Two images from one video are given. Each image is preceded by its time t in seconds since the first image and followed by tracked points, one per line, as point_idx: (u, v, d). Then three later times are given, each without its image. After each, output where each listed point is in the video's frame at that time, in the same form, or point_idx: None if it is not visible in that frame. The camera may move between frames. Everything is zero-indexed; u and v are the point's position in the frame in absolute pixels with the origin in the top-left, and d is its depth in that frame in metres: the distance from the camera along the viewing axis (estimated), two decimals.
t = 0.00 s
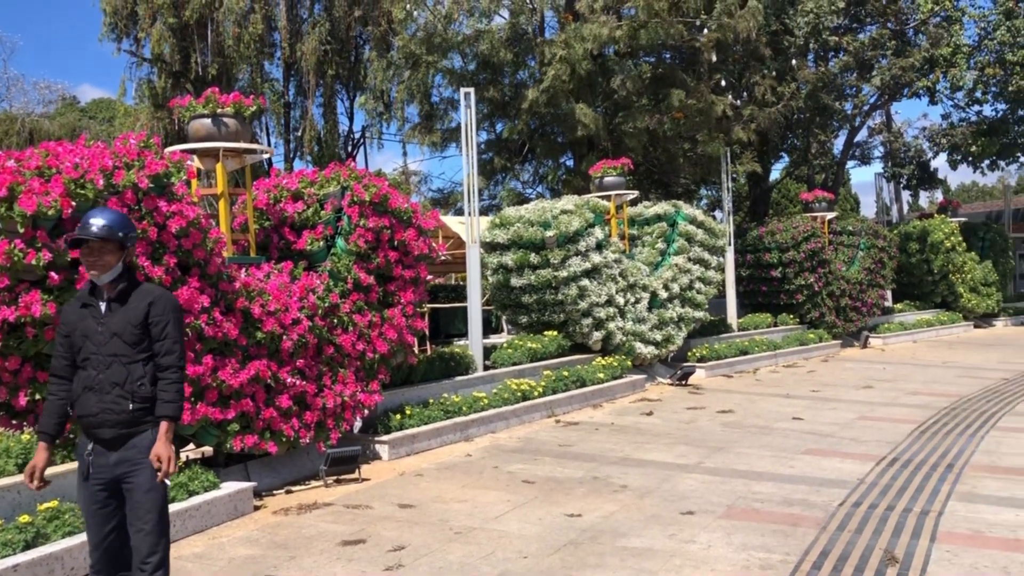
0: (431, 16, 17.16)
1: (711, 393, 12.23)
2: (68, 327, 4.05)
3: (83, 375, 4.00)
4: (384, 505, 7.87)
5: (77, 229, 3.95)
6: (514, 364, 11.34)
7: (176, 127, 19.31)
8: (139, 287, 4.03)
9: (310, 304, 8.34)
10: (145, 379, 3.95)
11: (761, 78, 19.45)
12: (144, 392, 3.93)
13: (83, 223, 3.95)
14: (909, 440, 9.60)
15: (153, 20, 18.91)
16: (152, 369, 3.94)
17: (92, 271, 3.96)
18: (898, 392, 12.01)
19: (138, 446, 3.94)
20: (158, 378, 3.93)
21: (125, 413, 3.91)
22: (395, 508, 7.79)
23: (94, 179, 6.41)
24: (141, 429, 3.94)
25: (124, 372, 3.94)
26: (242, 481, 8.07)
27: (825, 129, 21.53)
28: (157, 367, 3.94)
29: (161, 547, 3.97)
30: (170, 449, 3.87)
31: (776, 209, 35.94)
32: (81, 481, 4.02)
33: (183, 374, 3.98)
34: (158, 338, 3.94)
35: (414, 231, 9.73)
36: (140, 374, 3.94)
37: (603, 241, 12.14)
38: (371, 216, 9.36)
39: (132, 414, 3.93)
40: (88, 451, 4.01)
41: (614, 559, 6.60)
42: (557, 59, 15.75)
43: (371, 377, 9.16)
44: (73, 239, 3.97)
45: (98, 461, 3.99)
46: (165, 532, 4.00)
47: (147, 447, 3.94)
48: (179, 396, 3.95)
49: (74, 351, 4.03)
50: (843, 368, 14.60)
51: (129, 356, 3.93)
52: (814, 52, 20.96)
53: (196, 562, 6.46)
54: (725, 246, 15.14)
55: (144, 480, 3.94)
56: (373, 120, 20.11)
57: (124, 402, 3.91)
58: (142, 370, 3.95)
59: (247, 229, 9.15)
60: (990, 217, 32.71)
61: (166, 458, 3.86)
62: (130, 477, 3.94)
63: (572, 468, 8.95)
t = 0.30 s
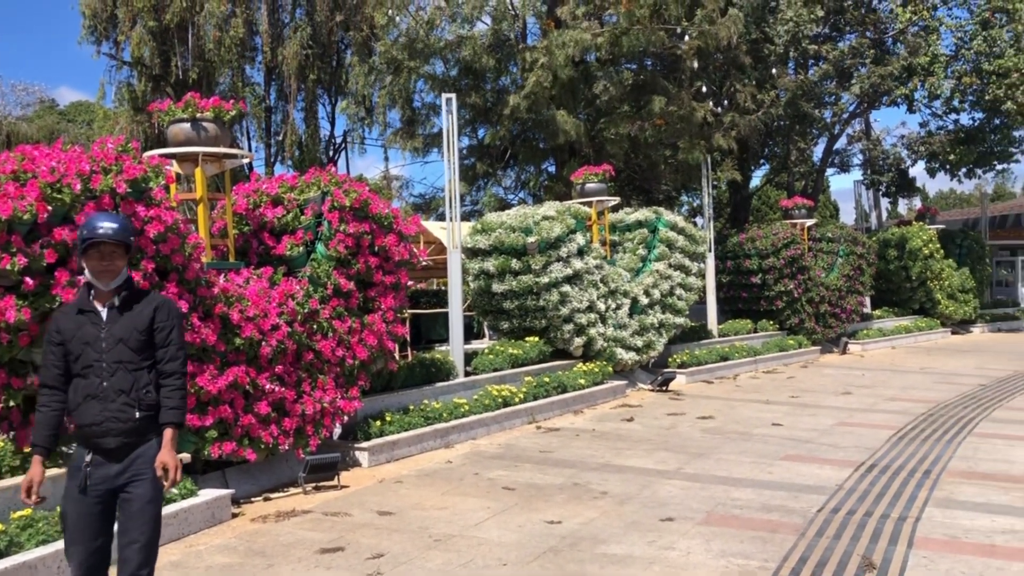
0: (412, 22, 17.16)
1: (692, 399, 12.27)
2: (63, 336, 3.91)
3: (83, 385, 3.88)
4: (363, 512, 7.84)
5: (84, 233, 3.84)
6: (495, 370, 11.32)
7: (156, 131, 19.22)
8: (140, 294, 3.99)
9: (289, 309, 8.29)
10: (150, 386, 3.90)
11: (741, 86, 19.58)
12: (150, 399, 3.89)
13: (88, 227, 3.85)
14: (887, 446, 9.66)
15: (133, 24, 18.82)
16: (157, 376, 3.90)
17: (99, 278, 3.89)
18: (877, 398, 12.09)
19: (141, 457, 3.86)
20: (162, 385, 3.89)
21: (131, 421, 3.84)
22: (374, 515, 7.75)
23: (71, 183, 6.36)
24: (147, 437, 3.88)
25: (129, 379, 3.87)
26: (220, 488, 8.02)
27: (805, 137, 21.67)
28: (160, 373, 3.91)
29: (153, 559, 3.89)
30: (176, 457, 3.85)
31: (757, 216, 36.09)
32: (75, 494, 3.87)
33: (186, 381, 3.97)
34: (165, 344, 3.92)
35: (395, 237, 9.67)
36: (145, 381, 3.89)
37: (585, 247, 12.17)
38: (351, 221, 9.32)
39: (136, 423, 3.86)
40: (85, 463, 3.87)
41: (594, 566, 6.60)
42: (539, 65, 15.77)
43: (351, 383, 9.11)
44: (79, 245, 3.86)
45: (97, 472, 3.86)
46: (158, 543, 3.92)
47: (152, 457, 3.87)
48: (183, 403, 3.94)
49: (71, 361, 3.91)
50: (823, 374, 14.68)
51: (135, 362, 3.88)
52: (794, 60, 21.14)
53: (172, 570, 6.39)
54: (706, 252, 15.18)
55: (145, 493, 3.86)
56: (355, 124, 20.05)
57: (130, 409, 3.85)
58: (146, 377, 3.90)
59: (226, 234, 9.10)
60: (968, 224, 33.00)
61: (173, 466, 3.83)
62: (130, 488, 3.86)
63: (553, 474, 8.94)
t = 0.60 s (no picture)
0: (390, 26, 17.13)
1: (667, 405, 12.31)
2: (61, 341, 3.75)
3: (84, 391, 3.75)
4: (337, 519, 7.78)
5: (85, 237, 3.76)
6: (471, 376, 11.29)
7: (130, 133, 19.03)
8: (139, 302, 3.99)
9: (263, 315, 8.20)
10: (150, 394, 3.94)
11: (718, 93, 19.71)
12: (152, 406, 3.92)
13: (92, 231, 3.75)
14: (860, 452, 9.74)
15: (107, 25, 18.63)
16: (158, 383, 3.96)
17: (104, 283, 3.81)
18: (850, 404, 12.18)
19: (142, 465, 3.87)
20: (163, 392, 3.96)
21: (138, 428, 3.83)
22: (348, 522, 7.70)
23: (42, 186, 6.21)
24: (150, 444, 3.90)
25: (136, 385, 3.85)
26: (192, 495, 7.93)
27: (780, 145, 21.84)
28: (162, 380, 3.99)
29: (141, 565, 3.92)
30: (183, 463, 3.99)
31: (732, 222, 36.27)
32: (69, 506, 3.71)
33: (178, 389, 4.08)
34: (168, 353, 4.00)
35: (371, 242, 9.66)
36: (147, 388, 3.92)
37: (562, 253, 12.19)
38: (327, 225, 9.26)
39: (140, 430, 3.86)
40: (82, 470, 3.73)
41: (569, 573, 6.58)
42: (517, 70, 15.76)
43: (326, 389, 9.05)
44: (79, 249, 3.76)
45: (96, 481, 3.75)
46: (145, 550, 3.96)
47: (151, 466, 3.92)
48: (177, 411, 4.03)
49: (67, 366, 3.76)
50: (796, 380, 14.78)
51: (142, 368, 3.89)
52: (770, 68, 21.24)
53: None
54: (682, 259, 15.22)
55: (142, 504, 3.88)
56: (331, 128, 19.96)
57: (139, 415, 3.84)
58: (149, 383, 3.93)
59: (200, 238, 9.03)
60: (940, 231, 33.43)
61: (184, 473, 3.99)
62: (129, 496, 3.83)
63: (528, 481, 8.92)
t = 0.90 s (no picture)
0: (362, 30, 17.07)
1: (637, 410, 12.35)
2: (63, 349, 3.80)
3: (84, 399, 3.83)
4: (305, 525, 7.73)
5: (87, 240, 3.81)
6: (442, 381, 11.27)
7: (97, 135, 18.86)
8: (123, 310, 4.11)
9: (231, 319, 8.12)
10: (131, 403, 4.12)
11: (689, 100, 19.87)
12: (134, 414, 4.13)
13: (98, 234, 3.84)
14: (827, 457, 9.83)
15: (74, 24, 18.46)
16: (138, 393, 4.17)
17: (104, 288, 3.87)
18: (817, 409, 12.30)
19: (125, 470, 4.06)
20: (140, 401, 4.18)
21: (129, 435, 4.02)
22: (316, 528, 7.65)
23: (5, 189, 6.15)
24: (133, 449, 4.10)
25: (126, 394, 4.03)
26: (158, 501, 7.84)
27: (750, 152, 22.05)
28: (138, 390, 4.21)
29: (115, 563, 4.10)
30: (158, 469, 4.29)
31: (703, 228, 36.50)
32: (76, 511, 3.79)
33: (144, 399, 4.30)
34: (145, 365, 4.22)
35: (341, 246, 9.63)
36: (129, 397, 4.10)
37: (533, 258, 12.19)
38: (296, 229, 9.21)
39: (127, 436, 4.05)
40: (80, 476, 3.83)
41: None
42: (489, 75, 15.77)
43: (295, 394, 8.97)
44: (83, 253, 3.81)
45: (94, 485, 3.88)
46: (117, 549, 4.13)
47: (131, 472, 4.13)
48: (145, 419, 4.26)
49: (67, 374, 3.83)
50: (765, 385, 14.89)
51: (133, 377, 4.09)
52: (740, 75, 21.47)
53: None
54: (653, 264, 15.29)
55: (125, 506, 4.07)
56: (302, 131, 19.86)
57: (129, 423, 4.06)
58: (134, 392, 4.13)
59: (168, 241, 8.93)
60: (908, 237, 33.85)
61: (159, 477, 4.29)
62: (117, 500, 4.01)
63: (498, 486, 8.91)
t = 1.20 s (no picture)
0: (333, 31, 16.95)
1: (609, 413, 12.37)
2: (74, 359, 3.90)
3: (93, 409, 3.97)
4: (273, 530, 7.64)
5: (100, 245, 4.09)
6: (413, 385, 11.22)
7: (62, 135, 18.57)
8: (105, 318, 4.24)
9: (198, 322, 8.01)
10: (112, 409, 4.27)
11: (660, 105, 19.97)
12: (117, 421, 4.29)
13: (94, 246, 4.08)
14: (796, 459, 9.91)
15: (39, 23, 18.19)
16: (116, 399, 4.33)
17: (103, 293, 4.12)
18: (786, 412, 12.40)
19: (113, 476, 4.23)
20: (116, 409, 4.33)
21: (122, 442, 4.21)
22: (284, 534, 7.56)
23: None
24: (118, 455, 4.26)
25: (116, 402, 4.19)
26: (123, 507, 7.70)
27: (721, 156, 22.21)
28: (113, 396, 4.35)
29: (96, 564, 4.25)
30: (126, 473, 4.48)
31: (674, 232, 36.66)
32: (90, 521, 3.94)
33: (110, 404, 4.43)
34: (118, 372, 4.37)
35: (311, 248, 9.55)
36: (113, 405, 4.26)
37: (505, 261, 12.20)
38: (265, 231, 9.14)
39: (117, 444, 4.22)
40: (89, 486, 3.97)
41: None
42: (462, 78, 15.76)
43: (263, 399, 8.88)
44: (94, 259, 4.06)
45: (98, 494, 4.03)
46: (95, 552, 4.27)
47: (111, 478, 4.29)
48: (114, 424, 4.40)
49: (76, 385, 3.93)
50: (735, 388, 14.98)
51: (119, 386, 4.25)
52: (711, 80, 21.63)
53: None
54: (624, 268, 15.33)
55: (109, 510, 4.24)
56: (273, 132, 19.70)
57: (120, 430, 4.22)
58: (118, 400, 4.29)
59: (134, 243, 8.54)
60: (876, 242, 34.26)
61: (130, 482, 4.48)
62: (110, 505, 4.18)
63: (468, 490, 8.87)
